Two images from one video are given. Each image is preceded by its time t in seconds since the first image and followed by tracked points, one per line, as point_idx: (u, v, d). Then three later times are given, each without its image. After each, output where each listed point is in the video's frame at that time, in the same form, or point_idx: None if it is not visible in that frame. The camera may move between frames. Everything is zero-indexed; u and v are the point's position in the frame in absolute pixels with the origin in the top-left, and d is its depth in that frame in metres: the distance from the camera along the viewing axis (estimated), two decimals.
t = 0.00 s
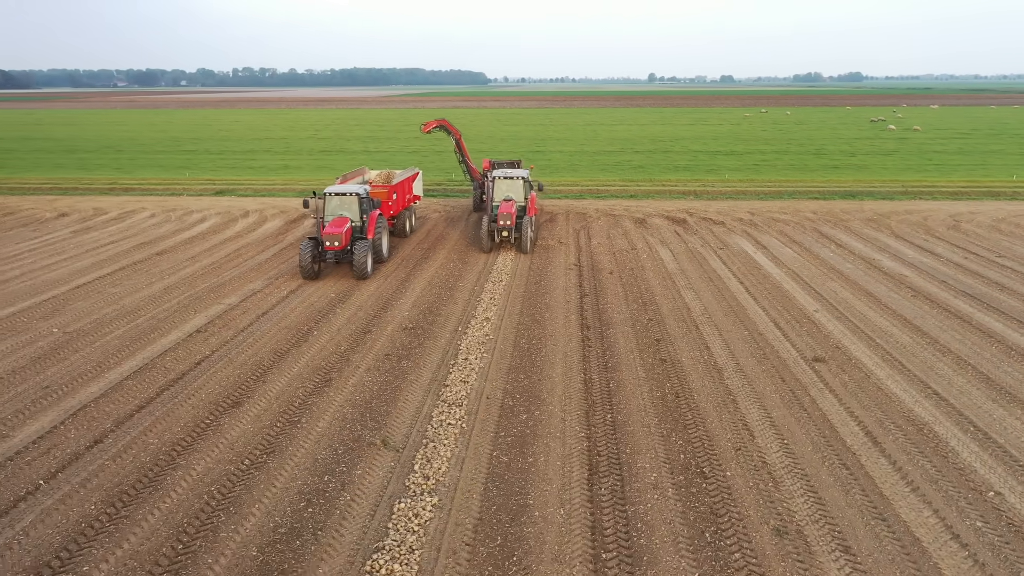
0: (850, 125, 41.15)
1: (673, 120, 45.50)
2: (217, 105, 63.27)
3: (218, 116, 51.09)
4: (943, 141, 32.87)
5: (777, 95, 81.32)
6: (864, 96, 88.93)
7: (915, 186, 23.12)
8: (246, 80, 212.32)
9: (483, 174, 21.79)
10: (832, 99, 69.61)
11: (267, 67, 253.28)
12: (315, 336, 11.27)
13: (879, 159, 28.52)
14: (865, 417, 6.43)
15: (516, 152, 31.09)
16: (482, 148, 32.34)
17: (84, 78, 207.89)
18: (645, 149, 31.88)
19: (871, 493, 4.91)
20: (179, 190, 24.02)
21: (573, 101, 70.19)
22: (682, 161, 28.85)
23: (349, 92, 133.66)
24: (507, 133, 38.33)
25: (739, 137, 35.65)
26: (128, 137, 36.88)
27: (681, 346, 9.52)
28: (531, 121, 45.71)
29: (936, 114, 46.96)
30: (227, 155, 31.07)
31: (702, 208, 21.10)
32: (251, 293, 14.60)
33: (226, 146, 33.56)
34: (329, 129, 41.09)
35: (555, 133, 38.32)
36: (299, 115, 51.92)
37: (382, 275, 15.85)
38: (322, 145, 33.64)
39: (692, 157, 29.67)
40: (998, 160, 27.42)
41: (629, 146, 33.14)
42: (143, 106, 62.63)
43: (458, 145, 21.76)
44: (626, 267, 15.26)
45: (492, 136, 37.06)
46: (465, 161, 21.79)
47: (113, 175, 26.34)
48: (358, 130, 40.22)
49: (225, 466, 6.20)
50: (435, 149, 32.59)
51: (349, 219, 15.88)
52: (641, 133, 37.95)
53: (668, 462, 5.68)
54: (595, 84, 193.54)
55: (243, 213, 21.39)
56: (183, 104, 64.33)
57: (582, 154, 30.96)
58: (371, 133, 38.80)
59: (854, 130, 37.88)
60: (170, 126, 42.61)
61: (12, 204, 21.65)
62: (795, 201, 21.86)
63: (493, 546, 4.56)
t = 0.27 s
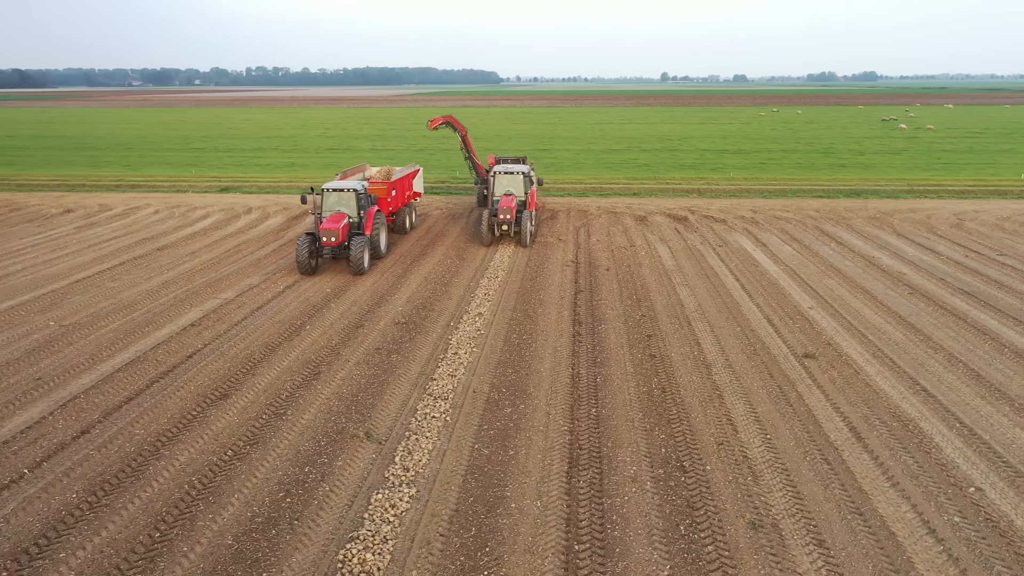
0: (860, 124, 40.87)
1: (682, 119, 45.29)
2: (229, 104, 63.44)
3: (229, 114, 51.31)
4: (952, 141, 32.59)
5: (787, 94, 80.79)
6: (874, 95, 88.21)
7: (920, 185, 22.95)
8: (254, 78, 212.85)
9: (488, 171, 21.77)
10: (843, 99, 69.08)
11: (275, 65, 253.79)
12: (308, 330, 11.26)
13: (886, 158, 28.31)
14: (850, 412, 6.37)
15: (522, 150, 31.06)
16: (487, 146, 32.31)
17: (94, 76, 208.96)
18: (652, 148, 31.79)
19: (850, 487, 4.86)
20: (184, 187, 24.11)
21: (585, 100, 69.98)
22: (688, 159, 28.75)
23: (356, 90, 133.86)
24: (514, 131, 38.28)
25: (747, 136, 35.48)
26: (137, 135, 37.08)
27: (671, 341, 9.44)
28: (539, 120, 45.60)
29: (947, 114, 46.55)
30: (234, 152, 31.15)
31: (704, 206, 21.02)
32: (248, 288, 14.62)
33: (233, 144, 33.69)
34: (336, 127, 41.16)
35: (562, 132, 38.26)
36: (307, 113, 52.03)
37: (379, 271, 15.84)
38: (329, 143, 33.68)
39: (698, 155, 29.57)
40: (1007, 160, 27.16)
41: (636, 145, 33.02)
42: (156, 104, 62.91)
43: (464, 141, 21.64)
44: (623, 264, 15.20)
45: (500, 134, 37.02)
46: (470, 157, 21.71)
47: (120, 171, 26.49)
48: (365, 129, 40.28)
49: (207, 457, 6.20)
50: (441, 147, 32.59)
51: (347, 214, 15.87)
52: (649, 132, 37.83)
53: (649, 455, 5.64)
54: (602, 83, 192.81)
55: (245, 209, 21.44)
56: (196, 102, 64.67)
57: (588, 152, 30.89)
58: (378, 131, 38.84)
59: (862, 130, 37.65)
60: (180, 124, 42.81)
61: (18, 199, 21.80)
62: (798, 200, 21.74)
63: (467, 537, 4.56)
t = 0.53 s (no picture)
0: (876, 123, 40.40)
1: (695, 118, 44.96)
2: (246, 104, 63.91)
3: (245, 113, 51.67)
4: (968, 140, 32.13)
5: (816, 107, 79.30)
6: (890, 94, 87.10)
7: (930, 184, 22.67)
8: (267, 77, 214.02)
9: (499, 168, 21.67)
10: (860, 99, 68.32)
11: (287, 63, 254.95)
12: (304, 324, 11.28)
13: (898, 156, 27.97)
14: (836, 408, 6.30)
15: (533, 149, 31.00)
16: (498, 144, 32.27)
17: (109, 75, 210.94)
18: (662, 146, 31.63)
19: (828, 483, 4.81)
20: (193, 184, 24.27)
21: (602, 100, 69.68)
22: (698, 158, 28.59)
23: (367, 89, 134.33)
24: (526, 130, 38.24)
25: (760, 135, 35.18)
26: (151, 133, 37.44)
27: (663, 337, 9.35)
28: (552, 118, 45.40)
29: (965, 113, 45.86)
30: (246, 151, 31.32)
31: (710, 204, 20.89)
32: (248, 283, 14.69)
33: (245, 142, 33.94)
34: (348, 125, 41.35)
35: (574, 130, 38.17)
36: (321, 112, 52.29)
37: (379, 267, 15.85)
38: (340, 141, 33.80)
39: (709, 154, 29.40)
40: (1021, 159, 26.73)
41: (647, 143, 32.83)
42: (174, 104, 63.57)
43: (474, 136, 21.46)
44: (624, 261, 15.11)
45: (512, 133, 36.99)
46: (481, 153, 21.56)
47: (132, 169, 26.74)
48: (377, 127, 40.41)
49: (191, 448, 6.23)
50: (452, 146, 32.62)
51: (347, 210, 15.88)
52: (661, 131, 37.68)
53: (629, 450, 5.60)
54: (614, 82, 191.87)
55: (251, 206, 21.57)
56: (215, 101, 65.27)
57: (598, 151, 30.79)
58: (389, 129, 38.94)
59: (877, 129, 37.23)
60: (196, 123, 43.17)
61: (30, 195, 22.08)
62: (805, 198, 21.57)
63: (438, 528, 4.56)
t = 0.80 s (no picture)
0: (895, 123, 39.87)
1: (711, 118, 44.62)
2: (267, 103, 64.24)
3: (262, 112, 52.12)
4: (988, 140, 31.62)
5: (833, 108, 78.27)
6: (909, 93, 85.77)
7: (946, 184, 22.35)
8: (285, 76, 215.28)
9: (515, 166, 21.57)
10: (880, 99, 67.35)
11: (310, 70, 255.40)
12: (310, 319, 11.34)
13: (916, 156, 27.60)
14: (838, 406, 6.24)
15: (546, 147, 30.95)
16: (511, 143, 32.25)
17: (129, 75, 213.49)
18: (677, 145, 31.46)
19: (826, 480, 4.77)
20: (207, 181, 24.51)
21: (622, 100, 69.28)
22: (712, 157, 28.40)
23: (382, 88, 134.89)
24: (541, 129, 38.19)
25: (777, 134, 34.87)
26: (169, 131, 37.87)
27: (667, 333, 9.28)
28: (567, 117, 45.29)
29: (987, 113, 45.11)
30: (262, 149, 31.57)
31: (721, 203, 20.75)
32: (257, 279, 14.80)
33: (261, 140, 34.22)
34: (364, 124, 41.55)
35: (588, 129, 38.05)
36: (337, 110, 52.60)
37: (387, 263, 15.90)
38: (354, 139, 33.96)
39: (723, 153, 29.20)
40: None
41: (662, 142, 32.69)
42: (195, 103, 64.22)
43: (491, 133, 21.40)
44: (632, 259, 15.04)
45: (527, 131, 36.96)
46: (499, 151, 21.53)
47: (149, 166, 27.07)
48: (392, 125, 40.55)
49: (193, 439, 6.29)
50: (466, 144, 32.65)
51: (356, 207, 15.94)
52: (676, 130, 37.47)
53: (627, 445, 5.57)
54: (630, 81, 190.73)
55: (263, 203, 21.74)
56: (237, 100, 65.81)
57: (612, 150, 30.67)
58: (404, 128, 39.06)
59: (895, 128, 36.75)
60: (214, 121, 43.60)
61: (47, 192, 22.42)
62: (818, 197, 21.36)
63: (432, 520, 4.58)
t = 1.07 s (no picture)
0: (920, 121, 39.21)
1: (732, 117, 44.23)
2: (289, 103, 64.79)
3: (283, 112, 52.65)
4: (1016, 138, 30.99)
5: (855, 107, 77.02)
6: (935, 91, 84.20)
7: (973, 182, 21.96)
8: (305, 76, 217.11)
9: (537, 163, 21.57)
10: (905, 97, 66.14)
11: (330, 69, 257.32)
12: (331, 313, 11.46)
13: (942, 155, 27.14)
14: (862, 402, 6.20)
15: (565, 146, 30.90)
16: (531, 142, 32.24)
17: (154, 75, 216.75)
18: (697, 144, 31.23)
19: (850, 475, 4.75)
20: (230, 178, 24.83)
21: (642, 99, 68.80)
22: (733, 155, 28.16)
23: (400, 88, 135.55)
24: (560, 128, 38.14)
25: (799, 133, 34.47)
26: (193, 130, 38.41)
27: (689, 329, 9.22)
28: (587, 117, 45.17)
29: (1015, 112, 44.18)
30: (283, 147, 31.90)
31: (743, 201, 20.58)
32: (279, 274, 14.98)
33: (282, 139, 34.57)
34: (384, 123, 41.81)
35: (608, 128, 37.92)
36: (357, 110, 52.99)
37: (407, 259, 16.00)
38: (374, 138, 34.16)
39: (744, 152, 28.94)
40: None
41: (682, 141, 32.48)
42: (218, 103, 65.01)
43: (514, 130, 21.32)
44: (652, 256, 14.97)
45: (546, 130, 36.93)
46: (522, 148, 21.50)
47: (173, 164, 27.49)
48: (412, 124, 40.75)
49: (218, 429, 6.42)
50: (485, 143, 32.70)
51: (377, 203, 16.08)
52: (697, 129, 37.20)
53: (648, 439, 5.57)
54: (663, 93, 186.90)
55: (285, 200, 21.98)
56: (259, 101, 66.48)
57: (632, 148, 30.53)
58: (423, 127, 39.23)
59: (920, 127, 36.15)
60: (236, 121, 44.16)
61: (74, 188, 22.87)
62: (841, 195, 21.09)
63: (455, 510, 4.63)
